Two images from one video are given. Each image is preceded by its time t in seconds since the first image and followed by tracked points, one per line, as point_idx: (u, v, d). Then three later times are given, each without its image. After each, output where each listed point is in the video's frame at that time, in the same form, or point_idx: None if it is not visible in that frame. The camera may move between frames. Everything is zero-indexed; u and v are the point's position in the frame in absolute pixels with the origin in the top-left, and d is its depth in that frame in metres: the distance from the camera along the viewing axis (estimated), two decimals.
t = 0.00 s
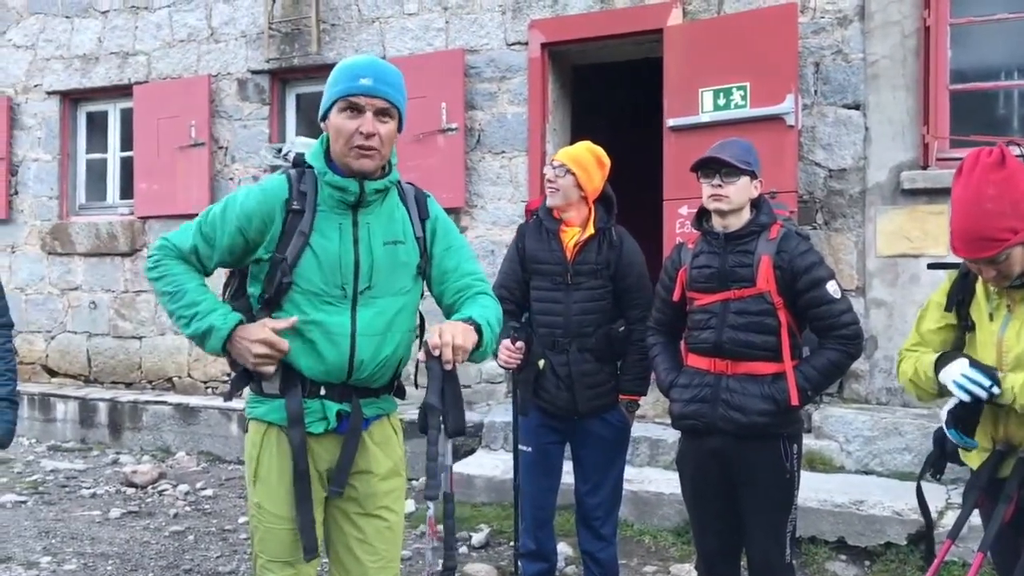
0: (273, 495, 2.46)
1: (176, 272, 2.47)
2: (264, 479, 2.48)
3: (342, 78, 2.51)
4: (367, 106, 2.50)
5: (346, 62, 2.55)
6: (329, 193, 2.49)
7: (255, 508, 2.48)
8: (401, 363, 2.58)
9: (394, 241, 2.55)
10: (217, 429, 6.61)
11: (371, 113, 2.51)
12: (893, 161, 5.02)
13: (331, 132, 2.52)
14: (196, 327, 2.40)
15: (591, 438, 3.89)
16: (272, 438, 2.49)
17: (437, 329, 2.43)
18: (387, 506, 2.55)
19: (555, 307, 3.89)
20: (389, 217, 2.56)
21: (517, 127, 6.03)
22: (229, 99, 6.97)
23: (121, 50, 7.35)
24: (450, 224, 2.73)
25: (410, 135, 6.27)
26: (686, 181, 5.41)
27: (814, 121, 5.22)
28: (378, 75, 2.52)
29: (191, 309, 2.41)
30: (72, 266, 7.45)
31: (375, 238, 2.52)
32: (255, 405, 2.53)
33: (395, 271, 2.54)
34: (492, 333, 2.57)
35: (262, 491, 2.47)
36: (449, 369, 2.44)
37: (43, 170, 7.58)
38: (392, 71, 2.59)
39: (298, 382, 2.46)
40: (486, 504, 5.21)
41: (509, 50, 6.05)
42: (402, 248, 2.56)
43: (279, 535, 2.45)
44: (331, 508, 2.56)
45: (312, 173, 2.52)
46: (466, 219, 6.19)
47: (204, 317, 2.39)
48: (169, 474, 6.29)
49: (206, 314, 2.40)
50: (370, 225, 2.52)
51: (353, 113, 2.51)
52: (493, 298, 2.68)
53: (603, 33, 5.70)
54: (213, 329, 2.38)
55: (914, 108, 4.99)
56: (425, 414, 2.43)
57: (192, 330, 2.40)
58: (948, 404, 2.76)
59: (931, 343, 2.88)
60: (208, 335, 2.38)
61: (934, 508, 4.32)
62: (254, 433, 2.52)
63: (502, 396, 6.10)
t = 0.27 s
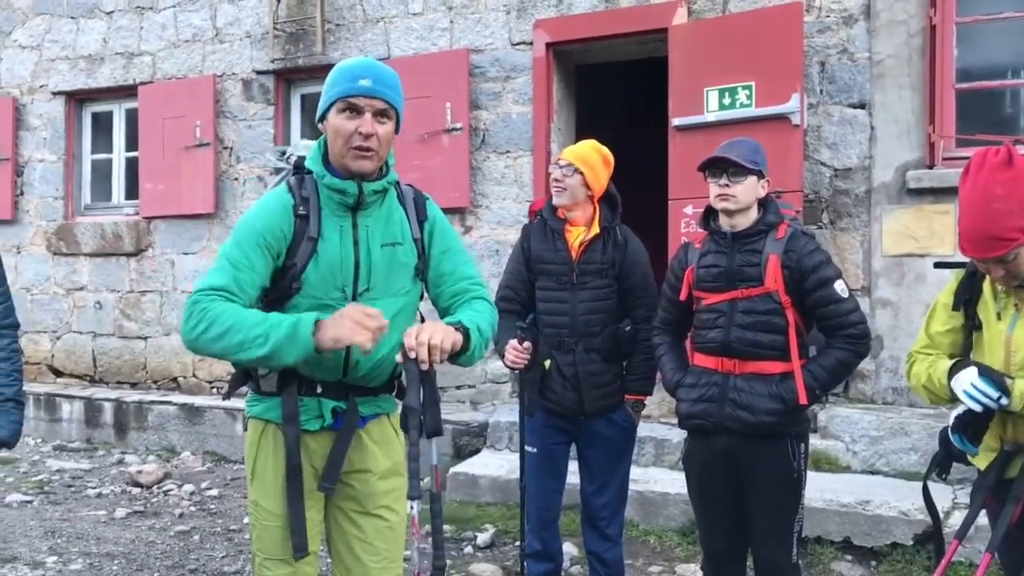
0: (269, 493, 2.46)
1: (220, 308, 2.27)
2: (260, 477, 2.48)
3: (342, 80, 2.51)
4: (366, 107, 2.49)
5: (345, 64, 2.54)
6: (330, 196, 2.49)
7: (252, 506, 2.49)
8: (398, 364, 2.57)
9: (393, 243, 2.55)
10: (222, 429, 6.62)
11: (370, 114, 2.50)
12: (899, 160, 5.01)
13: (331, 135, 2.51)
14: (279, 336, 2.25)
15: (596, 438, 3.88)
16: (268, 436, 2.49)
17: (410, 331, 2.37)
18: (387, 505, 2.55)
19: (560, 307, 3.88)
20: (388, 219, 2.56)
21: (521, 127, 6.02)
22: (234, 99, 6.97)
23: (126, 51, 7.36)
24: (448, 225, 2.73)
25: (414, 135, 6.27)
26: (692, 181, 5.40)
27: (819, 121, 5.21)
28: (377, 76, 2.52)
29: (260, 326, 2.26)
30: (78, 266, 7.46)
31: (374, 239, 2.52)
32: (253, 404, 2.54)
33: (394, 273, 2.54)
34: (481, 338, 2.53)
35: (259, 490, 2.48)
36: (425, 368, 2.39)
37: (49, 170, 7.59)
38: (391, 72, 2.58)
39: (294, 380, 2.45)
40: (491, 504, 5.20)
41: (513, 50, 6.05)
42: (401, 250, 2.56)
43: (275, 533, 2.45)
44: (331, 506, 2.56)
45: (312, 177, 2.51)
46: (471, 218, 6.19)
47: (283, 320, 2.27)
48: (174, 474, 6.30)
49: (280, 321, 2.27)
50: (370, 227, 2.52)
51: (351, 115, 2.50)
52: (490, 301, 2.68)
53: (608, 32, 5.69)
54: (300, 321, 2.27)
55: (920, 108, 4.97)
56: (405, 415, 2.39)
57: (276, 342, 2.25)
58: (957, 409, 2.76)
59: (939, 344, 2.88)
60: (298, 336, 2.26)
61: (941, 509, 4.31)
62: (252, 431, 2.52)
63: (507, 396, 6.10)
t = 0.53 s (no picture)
0: (273, 493, 2.46)
1: (278, 312, 2.28)
2: (265, 477, 2.47)
3: (353, 80, 2.51)
4: (378, 108, 2.50)
5: (356, 65, 2.54)
6: (340, 194, 2.48)
7: (257, 506, 2.48)
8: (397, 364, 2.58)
9: (397, 243, 2.56)
10: (227, 429, 6.62)
11: (382, 115, 2.51)
12: (905, 160, 5.00)
13: (342, 134, 2.51)
14: (344, 331, 2.28)
15: (601, 438, 3.88)
16: (274, 436, 2.49)
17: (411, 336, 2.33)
18: (389, 504, 2.55)
19: (565, 307, 3.88)
20: (393, 221, 2.57)
21: (526, 127, 6.02)
22: (239, 99, 6.98)
23: (132, 51, 7.37)
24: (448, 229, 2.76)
25: (419, 135, 6.27)
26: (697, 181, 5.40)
27: (824, 120, 5.20)
28: (389, 78, 2.53)
29: (322, 323, 2.29)
30: (83, 266, 7.47)
31: (381, 239, 2.52)
32: (255, 404, 2.53)
33: (397, 273, 2.56)
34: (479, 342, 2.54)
35: (264, 489, 2.47)
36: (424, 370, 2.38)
37: (54, 170, 7.60)
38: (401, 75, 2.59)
39: (300, 379, 2.45)
40: (495, 504, 5.20)
41: (518, 50, 6.05)
42: (404, 251, 2.57)
43: (280, 532, 2.44)
44: (334, 505, 2.56)
45: (322, 173, 2.49)
46: (475, 218, 6.19)
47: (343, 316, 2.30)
48: (179, 473, 6.31)
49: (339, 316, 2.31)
50: (377, 227, 2.52)
51: (363, 115, 2.50)
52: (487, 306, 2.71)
53: (613, 32, 5.68)
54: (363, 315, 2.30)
55: (926, 107, 4.96)
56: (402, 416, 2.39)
57: (341, 337, 2.28)
58: (962, 406, 2.75)
59: (944, 344, 2.88)
60: (362, 331, 2.29)
61: (946, 509, 4.30)
62: (256, 431, 2.52)
63: (512, 396, 6.10)
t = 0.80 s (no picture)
0: (279, 492, 2.45)
1: (291, 321, 2.30)
2: (270, 476, 2.47)
3: (366, 83, 2.49)
4: (392, 112, 2.49)
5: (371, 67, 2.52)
6: (351, 195, 2.48)
7: (261, 506, 2.47)
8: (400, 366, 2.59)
9: (405, 247, 2.57)
10: (230, 429, 6.63)
11: (395, 119, 2.50)
12: (909, 161, 5.00)
13: (355, 136, 2.50)
14: (349, 349, 2.30)
15: (604, 438, 3.88)
16: (279, 435, 2.48)
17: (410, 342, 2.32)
18: (392, 501, 2.56)
19: (569, 308, 3.88)
20: (401, 224, 2.58)
21: (529, 127, 6.02)
22: (243, 99, 6.99)
23: (136, 51, 7.38)
24: (450, 235, 2.78)
25: (423, 135, 6.28)
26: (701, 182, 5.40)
27: (828, 121, 5.20)
28: (402, 82, 2.52)
29: (330, 338, 2.30)
30: (87, 266, 7.49)
31: (389, 242, 2.53)
32: (258, 405, 2.53)
33: (404, 276, 2.57)
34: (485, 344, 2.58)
35: (268, 489, 2.46)
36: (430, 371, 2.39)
37: (59, 170, 7.62)
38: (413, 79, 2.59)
39: (306, 379, 2.45)
40: (498, 504, 5.21)
41: (522, 50, 6.05)
42: (411, 254, 2.59)
43: (287, 532, 2.43)
44: (335, 504, 2.55)
45: (333, 174, 2.49)
46: (479, 219, 6.20)
47: (351, 332, 2.32)
48: (183, 473, 6.31)
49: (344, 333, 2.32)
50: (386, 230, 2.53)
51: (376, 118, 2.49)
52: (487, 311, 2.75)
53: (617, 32, 5.68)
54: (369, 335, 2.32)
55: (930, 108, 4.96)
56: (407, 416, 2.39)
57: (345, 355, 2.30)
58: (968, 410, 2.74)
59: (949, 346, 2.88)
60: (367, 350, 2.31)
61: (950, 510, 4.29)
62: (260, 430, 2.51)
63: (515, 396, 6.10)
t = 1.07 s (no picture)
0: (283, 492, 2.45)
1: (283, 326, 2.29)
2: (274, 476, 2.47)
3: (369, 84, 2.49)
4: (395, 113, 2.49)
5: (374, 69, 2.52)
6: (355, 197, 2.49)
7: (265, 505, 2.47)
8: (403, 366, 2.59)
9: (408, 249, 2.58)
10: (234, 429, 6.64)
11: (398, 120, 2.51)
12: (912, 161, 4.99)
13: (358, 138, 2.50)
14: (336, 358, 2.29)
15: (607, 438, 3.88)
16: (283, 435, 2.48)
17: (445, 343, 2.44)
18: (395, 499, 2.58)
19: (573, 308, 3.88)
20: (404, 226, 2.59)
21: (533, 128, 6.02)
22: (246, 99, 6.99)
23: (140, 51, 7.39)
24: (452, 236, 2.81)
25: (426, 135, 6.28)
26: (704, 182, 5.39)
27: (831, 121, 5.20)
28: (405, 83, 2.52)
29: (318, 346, 2.29)
30: (91, 266, 7.50)
31: (393, 243, 2.53)
32: (262, 405, 2.53)
33: (408, 278, 2.58)
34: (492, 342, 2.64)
35: (273, 488, 2.46)
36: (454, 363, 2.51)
37: (63, 170, 7.63)
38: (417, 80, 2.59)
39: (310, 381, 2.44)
40: (501, 504, 5.21)
41: (525, 50, 6.05)
42: (414, 256, 2.60)
43: (291, 532, 2.43)
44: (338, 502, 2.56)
45: (336, 176, 2.50)
46: (482, 219, 6.20)
47: (337, 340, 2.30)
48: (186, 473, 6.32)
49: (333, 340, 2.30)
50: (389, 231, 2.53)
51: (380, 119, 2.49)
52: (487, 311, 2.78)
53: (620, 32, 5.68)
54: (353, 345, 2.30)
55: (934, 108, 4.95)
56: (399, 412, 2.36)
57: (332, 365, 2.29)
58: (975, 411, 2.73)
59: (954, 346, 2.89)
60: (351, 360, 2.29)
61: (954, 511, 4.28)
62: (264, 430, 2.51)
63: (518, 396, 6.10)
